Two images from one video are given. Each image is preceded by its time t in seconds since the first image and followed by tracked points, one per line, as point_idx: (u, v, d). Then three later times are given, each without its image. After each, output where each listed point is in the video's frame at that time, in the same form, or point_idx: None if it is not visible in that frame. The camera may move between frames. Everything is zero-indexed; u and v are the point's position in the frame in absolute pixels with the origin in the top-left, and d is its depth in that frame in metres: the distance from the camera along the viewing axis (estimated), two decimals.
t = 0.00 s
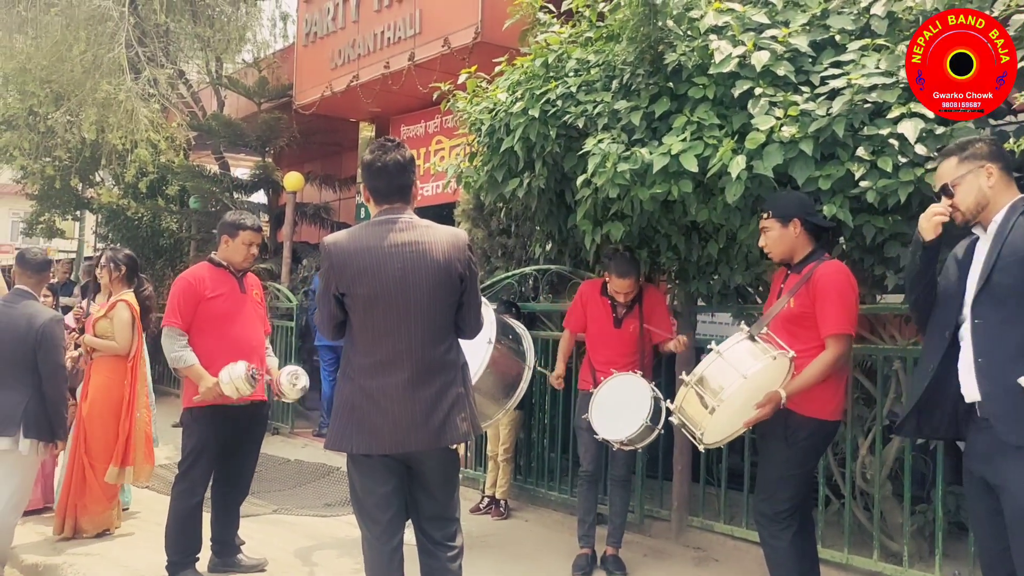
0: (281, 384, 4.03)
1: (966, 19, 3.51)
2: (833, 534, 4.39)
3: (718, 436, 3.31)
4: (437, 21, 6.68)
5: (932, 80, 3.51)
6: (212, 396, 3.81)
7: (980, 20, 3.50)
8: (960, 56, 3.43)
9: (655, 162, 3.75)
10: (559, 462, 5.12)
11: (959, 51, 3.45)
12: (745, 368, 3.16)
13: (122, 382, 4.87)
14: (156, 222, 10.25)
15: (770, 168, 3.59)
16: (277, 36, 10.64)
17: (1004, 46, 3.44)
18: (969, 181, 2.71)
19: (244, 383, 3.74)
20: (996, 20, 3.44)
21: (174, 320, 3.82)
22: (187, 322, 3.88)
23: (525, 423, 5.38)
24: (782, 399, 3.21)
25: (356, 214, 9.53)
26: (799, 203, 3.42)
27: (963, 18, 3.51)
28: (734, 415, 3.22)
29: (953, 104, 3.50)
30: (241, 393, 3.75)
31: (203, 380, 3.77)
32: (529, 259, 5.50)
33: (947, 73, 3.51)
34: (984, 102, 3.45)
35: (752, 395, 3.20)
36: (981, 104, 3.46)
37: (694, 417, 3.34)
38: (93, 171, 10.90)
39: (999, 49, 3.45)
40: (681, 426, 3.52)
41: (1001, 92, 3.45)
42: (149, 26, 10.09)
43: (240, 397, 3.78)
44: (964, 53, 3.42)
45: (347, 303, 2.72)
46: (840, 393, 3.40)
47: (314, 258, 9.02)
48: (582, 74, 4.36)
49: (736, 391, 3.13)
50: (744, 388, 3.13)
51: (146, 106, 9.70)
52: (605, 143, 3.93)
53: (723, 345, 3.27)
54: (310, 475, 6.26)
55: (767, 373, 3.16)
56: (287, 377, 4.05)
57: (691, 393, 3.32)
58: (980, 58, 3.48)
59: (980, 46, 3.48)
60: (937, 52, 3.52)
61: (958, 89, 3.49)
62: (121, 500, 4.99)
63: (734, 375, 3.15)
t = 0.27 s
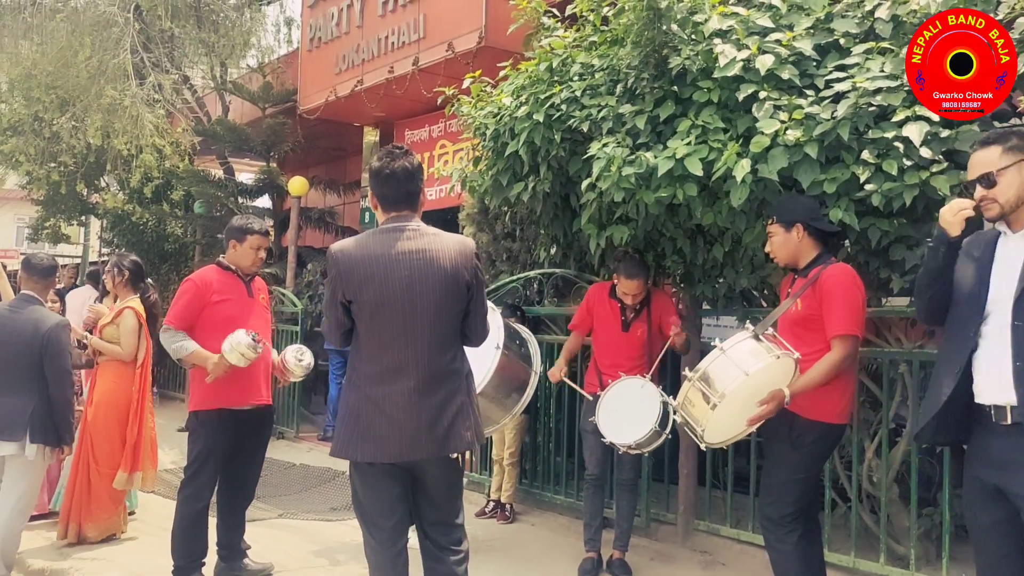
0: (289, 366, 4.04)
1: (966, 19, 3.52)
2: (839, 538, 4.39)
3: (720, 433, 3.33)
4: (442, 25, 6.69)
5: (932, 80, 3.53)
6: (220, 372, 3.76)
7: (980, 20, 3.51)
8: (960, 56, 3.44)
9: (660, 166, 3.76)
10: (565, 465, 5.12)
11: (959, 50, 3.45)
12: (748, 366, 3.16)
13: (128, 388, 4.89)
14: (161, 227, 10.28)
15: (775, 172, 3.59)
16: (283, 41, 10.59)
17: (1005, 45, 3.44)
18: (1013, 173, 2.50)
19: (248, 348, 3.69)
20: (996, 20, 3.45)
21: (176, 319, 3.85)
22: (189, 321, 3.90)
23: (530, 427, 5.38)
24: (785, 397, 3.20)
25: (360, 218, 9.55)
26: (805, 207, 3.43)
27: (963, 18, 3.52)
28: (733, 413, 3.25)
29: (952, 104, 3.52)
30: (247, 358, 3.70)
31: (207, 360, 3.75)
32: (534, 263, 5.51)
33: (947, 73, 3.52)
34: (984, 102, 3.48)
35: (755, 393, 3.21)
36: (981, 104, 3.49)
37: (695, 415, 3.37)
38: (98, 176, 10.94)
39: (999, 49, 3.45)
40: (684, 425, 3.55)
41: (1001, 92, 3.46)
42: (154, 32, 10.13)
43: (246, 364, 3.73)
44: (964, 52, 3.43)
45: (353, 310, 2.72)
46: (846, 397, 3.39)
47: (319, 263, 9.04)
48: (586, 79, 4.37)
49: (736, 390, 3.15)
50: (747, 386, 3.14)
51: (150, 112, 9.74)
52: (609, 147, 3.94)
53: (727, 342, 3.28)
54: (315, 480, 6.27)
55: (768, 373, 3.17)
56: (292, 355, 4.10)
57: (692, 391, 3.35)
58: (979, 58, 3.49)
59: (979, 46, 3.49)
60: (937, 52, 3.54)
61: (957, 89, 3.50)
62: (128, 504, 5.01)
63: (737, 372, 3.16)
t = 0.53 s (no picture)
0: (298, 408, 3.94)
1: (966, 19, 3.53)
2: (850, 539, 4.37)
3: (727, 437, 3.32)
4: (447, 29, 6.71)
5: (932, 80, 3.53)
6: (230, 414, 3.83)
7: (980, 20, 3.53)
8: (960, 56, 3.47)
9: (668, 167, 3.76)
10: (574, 468, 5.12)
11: (959, 50, 3.48)
12: (756, 368, 3.15)
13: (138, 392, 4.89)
14: (169, 232, 10.31)
15: (783, 172, 3.58)
16: (289, 46, 10.66)
17: (1004, 46, 3.47)
18: None
19: (261, 413, 3.75)
20: (996, 21, 3.47)
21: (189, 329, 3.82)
22: (206, 333, 3.88)
23: (539, 430, 5.38)
24: (787, 400, 3.20)
25: (367, 222, 9.57)
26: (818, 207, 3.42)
27: (963, 18, 3.54)
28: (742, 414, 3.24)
29: (953, 104, 3.53)
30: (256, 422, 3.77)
31: (223, 398, 3.78)
32: (542, 265, 5.51)
33: (947, 73, 3.54)
34: (985, 102, 3.51)
35: (762, 396, 3.20)
36: (981, 103, 3.52)
37: (704, 417, 3.36)
38: (106, 183, 10.98)
39: (999, 49, 3.49)
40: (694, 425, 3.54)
41: (1001, 92, 3.48)
42: (161, 38, 10.18)
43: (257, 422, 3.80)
44: (964, 53, 3.45)
45: (363, 313, 2.72)
46: (855, 399, 3.37)
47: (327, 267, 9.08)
48: (593, 81, 4.37)
49: (744, 393, 3.13)
50: (755, 388, 3.13)
51: (158, 118, 9.77)
52: (617, 149, 3.94)
53: (735, 345, 3.27)
54: (325, 484, 6.28)
55: (777, 374, 3.16)
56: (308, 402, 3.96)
57: (701, 394, 3.35)
58: (979, 58, 3.51)
59: (979, 46, 3.52)
60: (937, 52, 3.56)
61: (958, 89, 3.52)
62: (139, 499, 5.01)
63: (745, 374, 3.15)
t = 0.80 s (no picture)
0: (300, 369, 4.08)
1: (966, 19, 3.55)
2: (861, 539, 4.35)
3: (728, 433, 3.35)
4: (451, 32, 6.72)
5: (932, 80, 3.54)
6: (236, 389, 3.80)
7: (980, 20, 3.54)
8: (960, 56, 3.49)
9: (674, 167, 3.75)
10: (583, 469, 5.11)
11: (960, 51, 3.50)
12: (755, 366, 3.17)
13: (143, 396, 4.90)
14: (175, 237, 10.35)
15: (790, 171, 3.57)
16: (294, 51, 10.67)
17: (1004, 46, 3.52)
18: None
19: (265, 363, 3.79)
20: (996, 20, 3.49)
21: (193, 331, 3.86)
22: (206, 334, 3.91)
23: (548, 431, 5.38)
24: (792, 397, 3.19)
25: (374, 226, 9.57)
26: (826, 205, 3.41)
27: (963, 18, 3.55)
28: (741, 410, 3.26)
29: (953, 104, 3.53)
30: (265, 373, 3.79)
31: (223, 377, 3.78)
32: (549, 266, 5.52)
33: (947, 73, 3.55)
34: (985, 102, 3.53)
35: (762, 394, 3.22)
36: (982, 104, 3.54)
37: (701, 410, 3.38)
38: (113, 189, 11.02)
39: (999, 49, 3.53)
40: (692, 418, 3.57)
41: (1001, 92, 3.52)
42: (166, 44, 10.22)
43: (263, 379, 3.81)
44: (965, 53, 3.48)
45: (371, 316, 2.72)
46: (863, 400, 3.35)
47: (334, 271, 9.10)
48: (598, 82, 4.37)
49: (744, 389, 3.16)
50: (753, 386, 3.15)
51: (164, 124, 9.81)
52: (623, 149, 3.94)
53: (736, 342, 3.29)
54: (333, 487, 6.28)
55: (778, 373, 3.18)
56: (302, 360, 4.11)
57: (700, 385, 3.36)
58: (979, 58, 3.55)
59: (980, 46, 3.55)
60: (937, 52, 3.58)
61: (958, 89, 3.53)
62: (148, 502, 5.03)
63: (744, 372, 3.17)
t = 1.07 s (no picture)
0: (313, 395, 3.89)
1: (966, 19, 3.57)
2: (868, 539, 4.34)
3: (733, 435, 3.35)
4: (454, 34, 6.73)
5: (932, 80, 3.54)
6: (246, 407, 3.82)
7: (980, 20, 3.56)
8: (960, 56, 3.50)
9: (678, 168, 3.75)
10: (588, 471, 5.11)
11: (960, 50, 3.51)
12: (758, 368, 3.18)
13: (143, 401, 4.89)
14: (179, 242, 10.36)
15: (794, 171, 3.57)
16: (296, 54, 10.74)
17: (1005, 45, 3.52)
18: None
19: (275, 395, 3.73)
20: (997, 20, 3.51)
21: (198, 336, 3.86)
22: (214, 340, 3.91)
23: (553, 433, 5.38)
24: (794, 401, 3.20)
25: (377, 228, 9.58)
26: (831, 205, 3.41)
27: (963, 18, 3.57)
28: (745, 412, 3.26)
29: (953, 104, 3.52)
30: (273, 405, 3.76)
31: (234, 391, 3.78)
32: (553, 268, 5.52)
33: (947, 73, 3.54)
34: (986, 102, 3.54)
35: (766, 395, 3.22)
36: (982, 103, 3.55)
37: (705, 411, 3.39)
38: (117, 193, 11.04)
39: (999, 49, 3.54)
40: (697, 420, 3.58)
41: (1001, 92, 3.53)
42: (169, 49, 10.24)
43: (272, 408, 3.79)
44: (966, 52, 3.49)
45: (378, 320, 2.72)
46: (869, 402, 3.34)
47: (338, 274, 9.11)
48: (601, 83, 4.37)
49: (749, 390, 3.16)
50: (756, 387, 3.16)
51: (168, 128, 9.83)
52: (627, 150, 3.94)
53: (739, 344, 3.30)
54: (339, 490, 6.28)
55: (782, 374, 3.18)
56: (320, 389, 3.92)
57: (705, 386, 3.36)
58: (980, 58, 3.57)
59: (980, 46, 3.57)
60: (937, 51, 3.58)
61: (958, 89, 3.53)
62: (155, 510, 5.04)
63: (747, 374, 3.18)
